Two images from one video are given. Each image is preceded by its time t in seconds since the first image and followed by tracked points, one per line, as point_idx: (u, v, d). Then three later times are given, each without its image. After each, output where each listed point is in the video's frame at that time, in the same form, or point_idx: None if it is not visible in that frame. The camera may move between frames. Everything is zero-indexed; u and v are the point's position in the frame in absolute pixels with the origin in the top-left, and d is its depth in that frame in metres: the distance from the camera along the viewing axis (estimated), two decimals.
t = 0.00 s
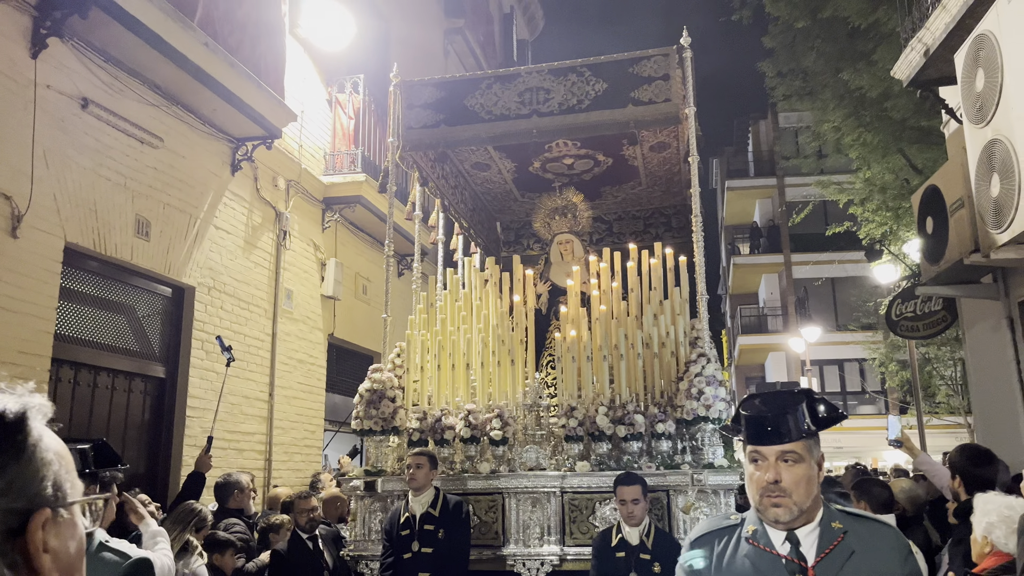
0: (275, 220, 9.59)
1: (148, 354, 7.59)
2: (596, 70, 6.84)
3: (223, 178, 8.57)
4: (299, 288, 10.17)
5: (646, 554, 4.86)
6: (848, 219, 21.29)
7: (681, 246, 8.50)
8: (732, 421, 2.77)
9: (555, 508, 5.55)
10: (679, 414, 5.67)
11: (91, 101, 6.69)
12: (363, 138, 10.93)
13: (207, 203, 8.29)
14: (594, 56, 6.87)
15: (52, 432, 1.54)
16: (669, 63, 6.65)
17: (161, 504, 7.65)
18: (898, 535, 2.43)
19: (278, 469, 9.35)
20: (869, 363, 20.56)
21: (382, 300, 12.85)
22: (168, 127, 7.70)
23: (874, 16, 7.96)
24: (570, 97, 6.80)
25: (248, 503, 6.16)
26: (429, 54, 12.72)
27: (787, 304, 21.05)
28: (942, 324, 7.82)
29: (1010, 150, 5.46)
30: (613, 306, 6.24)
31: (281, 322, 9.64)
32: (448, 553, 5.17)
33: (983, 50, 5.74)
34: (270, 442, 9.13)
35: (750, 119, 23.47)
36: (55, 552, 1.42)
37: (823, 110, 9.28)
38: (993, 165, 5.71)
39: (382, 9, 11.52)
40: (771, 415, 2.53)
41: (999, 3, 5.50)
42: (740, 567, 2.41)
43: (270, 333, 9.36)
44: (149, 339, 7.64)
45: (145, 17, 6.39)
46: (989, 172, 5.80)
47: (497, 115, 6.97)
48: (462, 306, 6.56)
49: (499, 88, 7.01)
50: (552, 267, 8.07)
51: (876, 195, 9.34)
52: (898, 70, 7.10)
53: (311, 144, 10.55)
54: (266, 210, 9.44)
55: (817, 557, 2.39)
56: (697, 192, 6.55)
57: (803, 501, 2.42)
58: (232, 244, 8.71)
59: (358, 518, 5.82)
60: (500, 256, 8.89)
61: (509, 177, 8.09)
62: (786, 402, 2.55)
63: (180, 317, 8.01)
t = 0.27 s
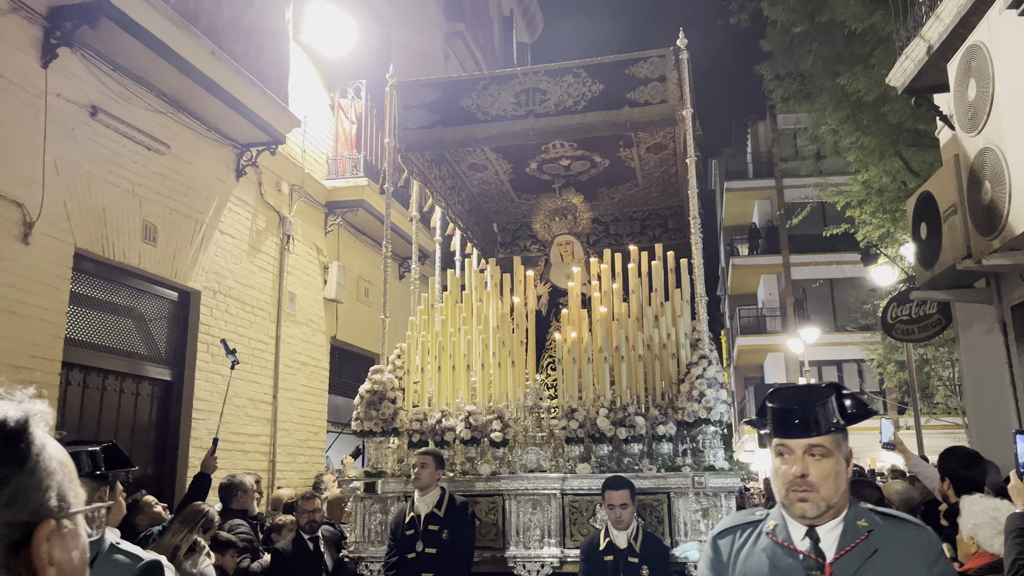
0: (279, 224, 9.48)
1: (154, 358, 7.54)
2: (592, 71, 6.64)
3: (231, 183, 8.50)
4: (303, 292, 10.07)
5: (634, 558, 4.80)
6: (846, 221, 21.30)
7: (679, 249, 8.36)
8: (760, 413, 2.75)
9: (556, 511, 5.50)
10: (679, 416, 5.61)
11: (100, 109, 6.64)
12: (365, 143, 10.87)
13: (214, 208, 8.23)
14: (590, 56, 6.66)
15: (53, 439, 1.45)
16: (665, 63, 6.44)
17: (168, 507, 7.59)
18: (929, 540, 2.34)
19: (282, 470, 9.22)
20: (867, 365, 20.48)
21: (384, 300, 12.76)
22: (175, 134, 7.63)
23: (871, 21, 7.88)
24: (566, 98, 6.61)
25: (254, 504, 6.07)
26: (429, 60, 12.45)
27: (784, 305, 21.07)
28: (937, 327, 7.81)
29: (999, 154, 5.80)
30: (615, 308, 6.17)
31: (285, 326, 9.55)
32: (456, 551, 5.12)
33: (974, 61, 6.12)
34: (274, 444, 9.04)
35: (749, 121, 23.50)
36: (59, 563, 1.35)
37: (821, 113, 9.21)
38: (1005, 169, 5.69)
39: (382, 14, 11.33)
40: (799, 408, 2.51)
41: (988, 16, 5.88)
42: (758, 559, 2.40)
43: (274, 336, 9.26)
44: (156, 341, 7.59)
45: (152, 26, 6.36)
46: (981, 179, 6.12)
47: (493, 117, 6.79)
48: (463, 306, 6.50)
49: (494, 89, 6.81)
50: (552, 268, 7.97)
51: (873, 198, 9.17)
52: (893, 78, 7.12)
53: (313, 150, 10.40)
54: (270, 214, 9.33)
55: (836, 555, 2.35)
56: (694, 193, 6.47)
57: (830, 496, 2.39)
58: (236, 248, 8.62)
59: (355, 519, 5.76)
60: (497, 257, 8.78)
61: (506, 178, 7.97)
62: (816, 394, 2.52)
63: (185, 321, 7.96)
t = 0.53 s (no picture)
0: (287, 227, 9.54)
1: (168, 360, 7.62)
2: (592, 70, 6.66)
3: (240, 187, 8.55)
4: (310, 294, 10.13)
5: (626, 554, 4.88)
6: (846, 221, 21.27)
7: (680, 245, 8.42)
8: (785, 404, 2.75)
9: (564, 508, 5.51)
10: (686, 413, 5.61)
11: (115, 116, 6.72)
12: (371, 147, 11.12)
13: (225, 212, 8.30)
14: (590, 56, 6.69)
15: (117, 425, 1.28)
16: (665, 62, 6.50)
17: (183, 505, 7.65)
18: (958, 534, 2.31)
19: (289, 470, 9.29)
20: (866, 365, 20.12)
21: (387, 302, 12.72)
22: (187, 139, 7.71)
23: (869, 26, 7.97)
24: (566, 96, 6.61)
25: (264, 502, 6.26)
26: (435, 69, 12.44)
27: (785, 305, 21.05)
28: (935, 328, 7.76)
29: (990, 162, 5.77)
30: (621, 306, 6.18)
31: (293, 327, 9.61)
32: (467, 553, 5.18)
33: (971, 70, 6.11)
34: (283, 441, 9.14)
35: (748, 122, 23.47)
36: (117, 557, 1.19)
37: (819, 117, 9.14)
38: (1000, 175, 5.62)
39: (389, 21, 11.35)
40: (822, 399, 2.50)
41: (985, 26, 5.91)
42: (780, 550, 2.44)
43: (282, 337, 9.32)
44: (168, 343, 7.65)
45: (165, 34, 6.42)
46: (974, 183, 6.01)
47: (492, 115, 6.79)
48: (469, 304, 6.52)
49: (494, 87, 6.82)
50: (557, 266, 7.89)
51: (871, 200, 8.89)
52: (890, 84, 7.27)
53: (320, 154, 10.60)
54: (278, 218, 9.38)
55: (858, 546, 2.36)
56: (697, 194, 6.48)
57: (856, 487, 2.39)
58: (246, 250, 8.67)
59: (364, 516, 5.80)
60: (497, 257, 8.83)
61: (506, 177, 7.99)
62: (840, 386, 2.51)
63: (197, 323, 8.02)
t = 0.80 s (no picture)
0: (295, 232, 9.57)
1: (182, 363, 7.66)
2: (597, 70, 6.65)
3: (250, 193, 8.58)
4: (318, 297, 10.16)
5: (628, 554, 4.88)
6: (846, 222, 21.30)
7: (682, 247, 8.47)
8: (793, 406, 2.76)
9: (567, 507, 5.56)
10: (690, 414, 5.63)
11: (132, 125, 6.77)
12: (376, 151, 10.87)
13: (236, 218, 8.33)
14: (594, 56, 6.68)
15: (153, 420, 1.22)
16: (670, 63, 6.48)
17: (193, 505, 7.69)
18: (963, 532, 2.37)
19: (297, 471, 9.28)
20: (866, 365, 20.09)
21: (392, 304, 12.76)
22: (200, 147, 7.75)
23: (868, 31, 7.94)
24: (571, 97, 6.63)
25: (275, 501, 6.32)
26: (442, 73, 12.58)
27: (785, 306, 21.11)
28: (932, 330, 7.84)
29: (988, 173, 5.80)
30: (624, 307, 6.22)
31: (301, 330, 9.63)
32: (475, 554, 5.21)
33: (966, 81, 6.22)
34: (292, 443, 9.16)
35: (748, 124, 23.57)
36: (153, 545, 1.11)
37: (818, 121, 9.10)
38: (998, 185, 5.64)
39: (397, 29, 11.26)
40: (835, 405, 2.52)
41: (981, 37, 6.01)
42: (793, 550, 2.47)
43: (290, 340, 9.36)
44: (181, 347, 7.67)
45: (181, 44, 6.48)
46: (972, 191, 6.02)
47: (497, 115, 6.80)
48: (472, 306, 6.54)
49: (499, 87, 6.82)
50: (558, 267, 7.99)
51: (870, 203, 8.91)
52: (889, 90, 7.21)
53: (328, 159, 10.53)
54: (287, 222, 9.40)
55: (870, 545, 2.40)
56: (700, 194, 6.50)
57: (870, 489, 2.43)
58: (255, 254, 8.69)
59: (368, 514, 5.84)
60: (500, 258, 8.88)
61: (509, 178, 8.02)
62: (851, 390, 2.52)
63: (210, 327, 8.06)
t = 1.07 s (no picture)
0: (300, 236, 9.40)
1: (189, 367, 7.60)
2: (599, 71, 6.63)
3: (257, 198, 8.47)
4: (322, 301, 9.99)
5: (633, 554, 4.89)
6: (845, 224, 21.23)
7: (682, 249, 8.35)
8: (780, 413, 2.67)
9: (562, 509, 5.52)
10: (684, 416, 5.59)
11: (142, 133, 6.75)
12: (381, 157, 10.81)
13: (244, 223, 8.25)
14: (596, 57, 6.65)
15: (80, 422, 1.39)
16: (672, 64, 6.47)
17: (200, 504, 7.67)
18: (952, 538, 2.35)
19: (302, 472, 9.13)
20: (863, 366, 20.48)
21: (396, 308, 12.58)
22: (209, 154, 7.69)
23: (865, 36, 7.88)
24: (573, 98, 6.60)
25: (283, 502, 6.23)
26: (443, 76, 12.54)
27: (784, 307, 21.09)
28: (928, 334, 7.79)
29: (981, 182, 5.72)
30: (618, 308, 6.16)
31: (306, 333, 9.47)
32: (473, 556, 5.18)
33: (958, 91, 6.15)
34: (296, 446, 9.03)
35: (748, 125, 23.54)
36: (81, 551, 1.29)
37: (814, 127, 8.95)
38: (988, 194, 5.60)
39: (400, 36, 11.21)
40: (830, 414, 2.43)
41: (972, 50, 5.99)
42: (785, 556, 2.40)
43: (295, 342, 9.19)
44: (187, 348, 7.59)
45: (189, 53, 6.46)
46: (965, 199, 5.95)
47: (500, 116, 6.78)
48: (468, 308, 6.52)
49: (502, 88, 6.78)
50: (555, 268, 7.90)
51: (868, 205, 8.87)
52: (885, 99, 7.26)
53: (330, 163, 10.31)
54: (291, 227, 9.23)
55: (862, 549, 2.35)
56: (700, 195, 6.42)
57: (866, 496, 2.36)
58: (261, 261, 8.60)
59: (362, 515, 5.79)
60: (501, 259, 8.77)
61: (510, 178, 7.98)
62: (844, 400, 2.44)
63: (216, 332, 7.98)
